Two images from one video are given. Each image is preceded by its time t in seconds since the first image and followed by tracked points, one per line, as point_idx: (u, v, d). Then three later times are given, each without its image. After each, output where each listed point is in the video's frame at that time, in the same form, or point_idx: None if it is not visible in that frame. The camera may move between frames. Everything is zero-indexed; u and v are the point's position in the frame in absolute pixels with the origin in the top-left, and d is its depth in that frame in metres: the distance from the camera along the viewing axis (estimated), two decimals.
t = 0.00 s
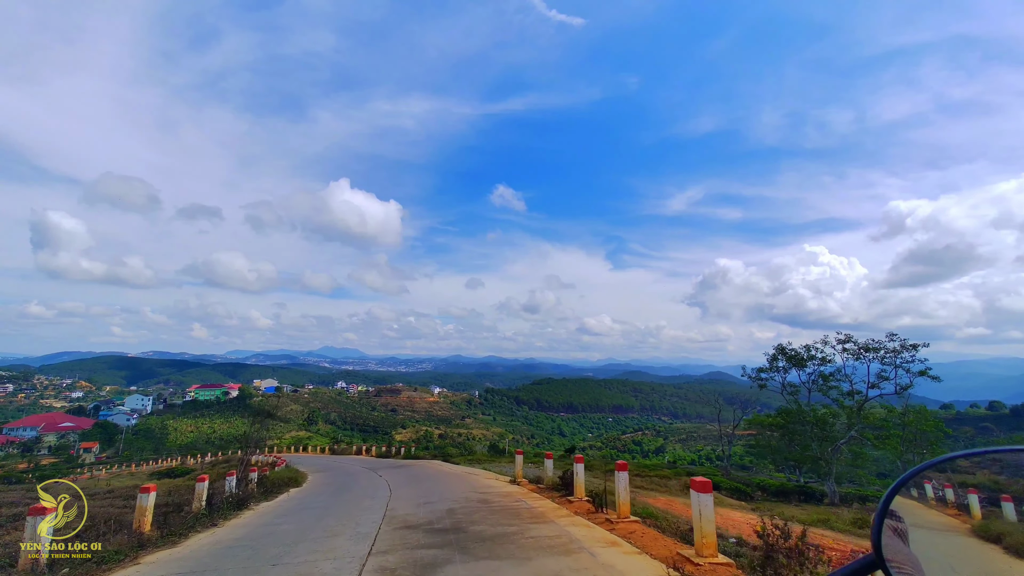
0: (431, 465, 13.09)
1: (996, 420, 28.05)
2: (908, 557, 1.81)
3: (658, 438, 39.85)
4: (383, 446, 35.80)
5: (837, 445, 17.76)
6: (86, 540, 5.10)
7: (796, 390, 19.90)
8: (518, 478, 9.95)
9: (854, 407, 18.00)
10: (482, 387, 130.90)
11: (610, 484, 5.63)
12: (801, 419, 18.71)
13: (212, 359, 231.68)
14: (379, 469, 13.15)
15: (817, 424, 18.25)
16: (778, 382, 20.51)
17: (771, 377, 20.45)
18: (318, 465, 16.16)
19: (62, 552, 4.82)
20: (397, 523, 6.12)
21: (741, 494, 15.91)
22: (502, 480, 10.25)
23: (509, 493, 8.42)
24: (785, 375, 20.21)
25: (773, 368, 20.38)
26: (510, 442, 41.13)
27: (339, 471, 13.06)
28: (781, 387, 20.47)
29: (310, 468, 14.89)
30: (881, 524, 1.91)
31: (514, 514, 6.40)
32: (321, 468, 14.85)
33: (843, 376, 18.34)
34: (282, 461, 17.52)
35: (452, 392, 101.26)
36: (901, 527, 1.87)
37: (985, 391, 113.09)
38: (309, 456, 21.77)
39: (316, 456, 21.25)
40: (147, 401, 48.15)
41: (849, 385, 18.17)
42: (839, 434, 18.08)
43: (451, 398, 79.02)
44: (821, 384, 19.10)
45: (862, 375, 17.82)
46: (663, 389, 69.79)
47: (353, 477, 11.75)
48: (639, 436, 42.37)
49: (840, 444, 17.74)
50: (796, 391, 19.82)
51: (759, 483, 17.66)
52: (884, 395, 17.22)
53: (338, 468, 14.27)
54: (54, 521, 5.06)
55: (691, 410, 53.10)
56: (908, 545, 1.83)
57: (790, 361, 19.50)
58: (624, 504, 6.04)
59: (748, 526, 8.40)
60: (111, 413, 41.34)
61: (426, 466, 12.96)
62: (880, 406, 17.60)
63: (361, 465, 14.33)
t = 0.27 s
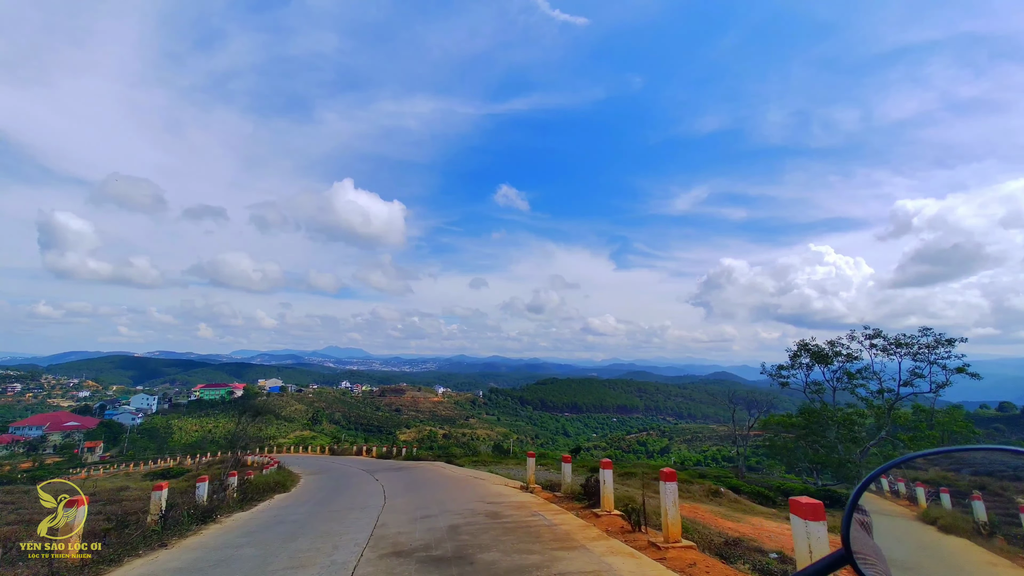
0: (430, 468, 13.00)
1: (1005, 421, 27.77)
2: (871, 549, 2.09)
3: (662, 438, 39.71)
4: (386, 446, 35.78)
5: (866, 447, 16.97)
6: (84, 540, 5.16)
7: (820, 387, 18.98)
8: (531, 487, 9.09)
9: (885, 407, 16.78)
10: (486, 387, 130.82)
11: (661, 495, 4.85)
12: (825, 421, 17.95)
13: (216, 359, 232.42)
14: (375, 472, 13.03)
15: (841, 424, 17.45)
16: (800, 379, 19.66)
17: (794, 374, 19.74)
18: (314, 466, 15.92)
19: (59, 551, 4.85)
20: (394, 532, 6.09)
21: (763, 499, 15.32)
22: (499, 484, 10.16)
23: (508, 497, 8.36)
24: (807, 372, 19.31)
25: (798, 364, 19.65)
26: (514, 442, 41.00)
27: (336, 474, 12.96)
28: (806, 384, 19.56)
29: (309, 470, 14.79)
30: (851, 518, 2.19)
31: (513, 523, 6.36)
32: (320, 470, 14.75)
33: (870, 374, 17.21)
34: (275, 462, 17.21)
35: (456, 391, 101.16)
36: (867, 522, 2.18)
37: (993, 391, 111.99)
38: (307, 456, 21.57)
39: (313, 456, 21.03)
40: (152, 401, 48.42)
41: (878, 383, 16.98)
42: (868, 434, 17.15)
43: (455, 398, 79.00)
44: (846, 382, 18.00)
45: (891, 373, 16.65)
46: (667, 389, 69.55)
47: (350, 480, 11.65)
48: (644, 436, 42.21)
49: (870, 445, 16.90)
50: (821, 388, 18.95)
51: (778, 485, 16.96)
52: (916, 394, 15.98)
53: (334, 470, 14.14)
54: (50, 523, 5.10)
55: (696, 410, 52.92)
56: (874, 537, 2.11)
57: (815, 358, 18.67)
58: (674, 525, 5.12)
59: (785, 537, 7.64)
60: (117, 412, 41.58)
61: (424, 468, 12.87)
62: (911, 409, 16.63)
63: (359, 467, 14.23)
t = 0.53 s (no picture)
0: (431, 472, 12.76)
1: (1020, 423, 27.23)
2: (868, 554, 1.91)
3: (669, 439, 39.42)
4: (393, 446, 35.75)
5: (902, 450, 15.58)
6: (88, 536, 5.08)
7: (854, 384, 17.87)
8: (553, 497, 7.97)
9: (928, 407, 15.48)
10: (493, 387, 130.90)
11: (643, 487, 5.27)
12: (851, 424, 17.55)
13: (225, 358, 234.09)
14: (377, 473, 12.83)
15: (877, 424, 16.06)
16: (829, 376, 18.51)
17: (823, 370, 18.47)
18: (315, 467, 15.61)
19: (59, 553, 4.72)
20: (405, 535, 5.89)
21: (791, 504, 14.63)
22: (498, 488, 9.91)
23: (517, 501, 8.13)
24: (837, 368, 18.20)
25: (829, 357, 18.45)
26: (521, 442, 40.87)
27: (335, 475, 12.76)
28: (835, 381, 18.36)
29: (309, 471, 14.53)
30: (851, 529, 2.05)
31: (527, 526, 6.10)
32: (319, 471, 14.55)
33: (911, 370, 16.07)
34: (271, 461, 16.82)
35: (462, 391, 101.19)
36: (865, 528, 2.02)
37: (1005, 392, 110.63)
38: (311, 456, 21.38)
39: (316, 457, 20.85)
40: (161, 400, 48.78)
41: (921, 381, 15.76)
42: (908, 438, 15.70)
43: (461, 398, 79.04)
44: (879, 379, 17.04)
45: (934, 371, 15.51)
46: (674, 389, 69.19)
47: (351, 481, 11.38)
48: (651, 437, 41.91)
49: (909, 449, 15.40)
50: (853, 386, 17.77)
51: (805, 489, 16.25)
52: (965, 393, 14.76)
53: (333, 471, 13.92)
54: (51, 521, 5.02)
55: (703, 411, 52.60)
56: (871, 544, 1.94)
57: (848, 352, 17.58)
58: (763, 560, 3.95)
59: (837, 554, 7.33)
60: (126, 411, 41.90)
61: (425, 472, 12.64)
62: (953, 410, 15.07)
63: (360, 470, 13.97)
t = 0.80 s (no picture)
0: (433, 474, 11.97)
1: None
2: (875, 548, 1.94)
3: (678, 440, 39.12)
4: (400, 446, 35.78)
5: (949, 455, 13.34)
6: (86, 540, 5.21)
7: (891, 385, 15.58)
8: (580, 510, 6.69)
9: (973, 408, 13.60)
10: (501, 387, 130.75)
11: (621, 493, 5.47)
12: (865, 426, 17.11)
13: (236, 358, 236.30)
14: (375, 476, 12.13)
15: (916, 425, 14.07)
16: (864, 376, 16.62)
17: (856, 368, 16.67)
18: (314, 471, 15.00)
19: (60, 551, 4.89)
20: (403, 550, 5.24)
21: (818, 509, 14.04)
22: (504, 491, 9.11)
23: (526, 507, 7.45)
24: (874, 365, 16.09)
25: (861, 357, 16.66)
26: (528, 443, 40.71)
27: (331, 480, 12.07)
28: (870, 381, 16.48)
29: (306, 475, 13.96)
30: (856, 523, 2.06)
31: (542, 541, 5.37)
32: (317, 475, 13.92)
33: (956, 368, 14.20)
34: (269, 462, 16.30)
35: (470, 391, 101.13)
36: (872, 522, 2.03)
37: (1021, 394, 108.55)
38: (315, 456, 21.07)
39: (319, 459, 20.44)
40: (172, 399, 49.31)
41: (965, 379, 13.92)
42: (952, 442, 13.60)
43: (469, 398, 79.18)
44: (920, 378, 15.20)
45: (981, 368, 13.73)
46: (684, 390, 68.59)
47: (347, 487, 10.66)
48: (660, 438, 41.56)
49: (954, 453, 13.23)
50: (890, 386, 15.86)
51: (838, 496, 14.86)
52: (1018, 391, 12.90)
53: (330, 475, 13.24)
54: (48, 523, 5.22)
55: (712, 411, 52.23)
56: (878, 539, 1.96)
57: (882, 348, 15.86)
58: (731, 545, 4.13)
59: None
60: (137, 410, 42.37)
61: (426, 474, 11.88)
62: (1004, 412, 13.23)
63: (359, 473, 13.34)
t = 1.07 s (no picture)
0: (442, 482, 10.91)
1: None
2: (868, 545, 2.15)
3: (688, 441, 38.80)
4: (408, 445, 35.99)
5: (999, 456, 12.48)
6: (86, 540, 5.32)
7: (944, 381, 14.90)
8: (623, 533, 5.53)
9: None
10: (509, 387, 130.75)
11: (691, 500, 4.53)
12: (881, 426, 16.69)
13: (247, 359, 238.59)
14: (378, 484, 11.13)
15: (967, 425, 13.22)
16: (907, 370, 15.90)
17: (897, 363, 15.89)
18: (316, 475, 14.14)
19: (60, 552, 4.99)
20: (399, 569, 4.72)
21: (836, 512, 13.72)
22: (521, 502, 7.99)
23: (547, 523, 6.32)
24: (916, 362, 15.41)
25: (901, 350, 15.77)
26: (537, 443, 40.69)
27: (331, 487, 11.15)
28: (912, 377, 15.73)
29: (306, 479, 13.13)
30: (850, 517, 2.27)
31: None
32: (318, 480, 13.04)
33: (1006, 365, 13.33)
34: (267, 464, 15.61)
35: (478, 391, 101.31)
36: (865, 516, 2.24)
37: None
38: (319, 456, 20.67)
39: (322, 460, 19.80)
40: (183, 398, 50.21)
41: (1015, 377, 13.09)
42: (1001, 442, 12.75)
43: (477, 398, 79.26)
44: (966, 375, 14.38)
45: None
46: (692, 390, 68.13)
47: (345, 496, 9.62)
48: (669, 438, 41.35)
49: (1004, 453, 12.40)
50: (934, 383, 15.10)
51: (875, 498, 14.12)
52: None
53: (331, 481, 12.31)
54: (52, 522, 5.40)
55: (722, 412, 51.78)
56: (872, 534, 2.17)
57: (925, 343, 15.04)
58: None
59: None
60: (149, 409, 42.97)
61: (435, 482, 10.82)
62: None
63: (362, 478, 12.41)
